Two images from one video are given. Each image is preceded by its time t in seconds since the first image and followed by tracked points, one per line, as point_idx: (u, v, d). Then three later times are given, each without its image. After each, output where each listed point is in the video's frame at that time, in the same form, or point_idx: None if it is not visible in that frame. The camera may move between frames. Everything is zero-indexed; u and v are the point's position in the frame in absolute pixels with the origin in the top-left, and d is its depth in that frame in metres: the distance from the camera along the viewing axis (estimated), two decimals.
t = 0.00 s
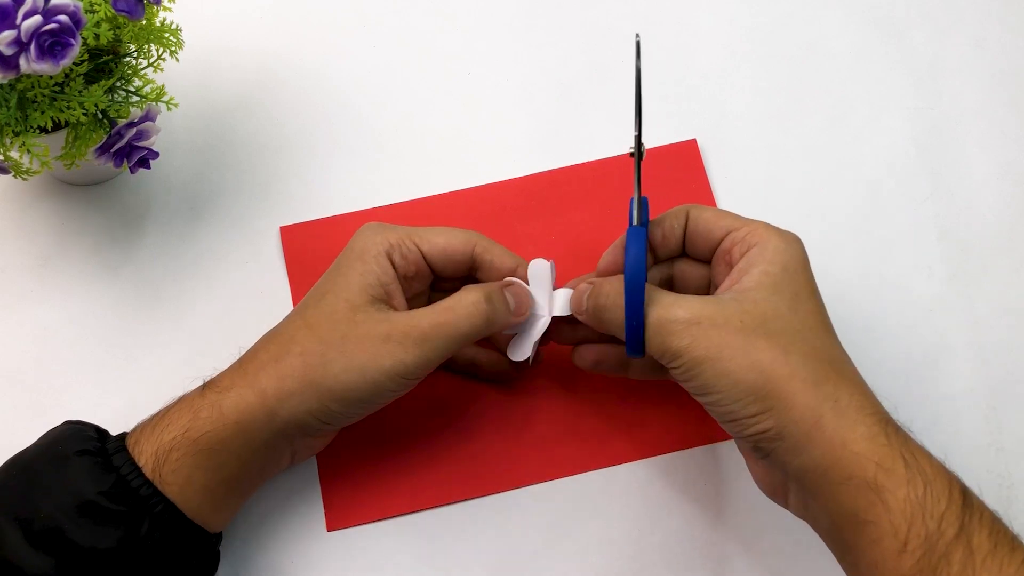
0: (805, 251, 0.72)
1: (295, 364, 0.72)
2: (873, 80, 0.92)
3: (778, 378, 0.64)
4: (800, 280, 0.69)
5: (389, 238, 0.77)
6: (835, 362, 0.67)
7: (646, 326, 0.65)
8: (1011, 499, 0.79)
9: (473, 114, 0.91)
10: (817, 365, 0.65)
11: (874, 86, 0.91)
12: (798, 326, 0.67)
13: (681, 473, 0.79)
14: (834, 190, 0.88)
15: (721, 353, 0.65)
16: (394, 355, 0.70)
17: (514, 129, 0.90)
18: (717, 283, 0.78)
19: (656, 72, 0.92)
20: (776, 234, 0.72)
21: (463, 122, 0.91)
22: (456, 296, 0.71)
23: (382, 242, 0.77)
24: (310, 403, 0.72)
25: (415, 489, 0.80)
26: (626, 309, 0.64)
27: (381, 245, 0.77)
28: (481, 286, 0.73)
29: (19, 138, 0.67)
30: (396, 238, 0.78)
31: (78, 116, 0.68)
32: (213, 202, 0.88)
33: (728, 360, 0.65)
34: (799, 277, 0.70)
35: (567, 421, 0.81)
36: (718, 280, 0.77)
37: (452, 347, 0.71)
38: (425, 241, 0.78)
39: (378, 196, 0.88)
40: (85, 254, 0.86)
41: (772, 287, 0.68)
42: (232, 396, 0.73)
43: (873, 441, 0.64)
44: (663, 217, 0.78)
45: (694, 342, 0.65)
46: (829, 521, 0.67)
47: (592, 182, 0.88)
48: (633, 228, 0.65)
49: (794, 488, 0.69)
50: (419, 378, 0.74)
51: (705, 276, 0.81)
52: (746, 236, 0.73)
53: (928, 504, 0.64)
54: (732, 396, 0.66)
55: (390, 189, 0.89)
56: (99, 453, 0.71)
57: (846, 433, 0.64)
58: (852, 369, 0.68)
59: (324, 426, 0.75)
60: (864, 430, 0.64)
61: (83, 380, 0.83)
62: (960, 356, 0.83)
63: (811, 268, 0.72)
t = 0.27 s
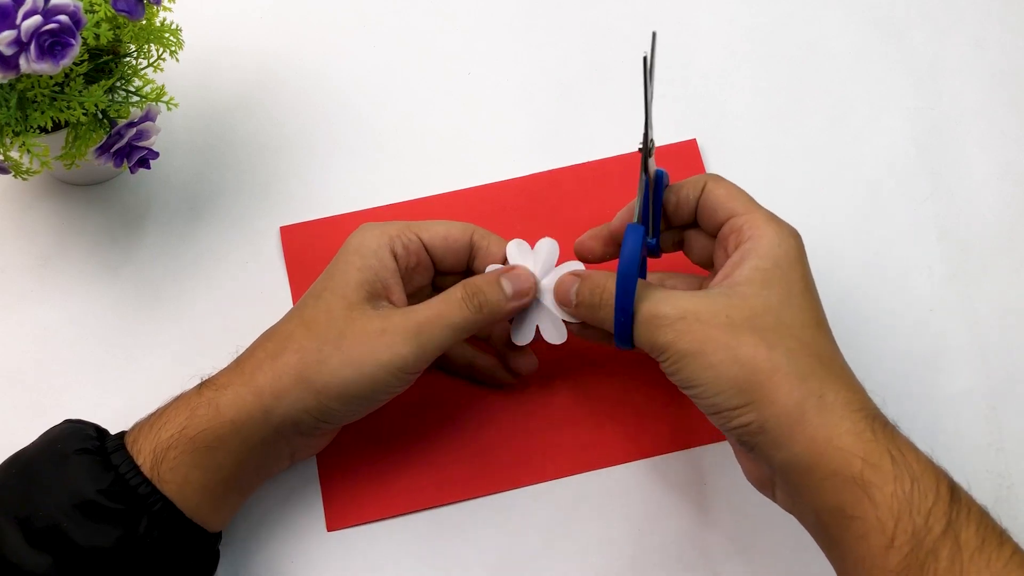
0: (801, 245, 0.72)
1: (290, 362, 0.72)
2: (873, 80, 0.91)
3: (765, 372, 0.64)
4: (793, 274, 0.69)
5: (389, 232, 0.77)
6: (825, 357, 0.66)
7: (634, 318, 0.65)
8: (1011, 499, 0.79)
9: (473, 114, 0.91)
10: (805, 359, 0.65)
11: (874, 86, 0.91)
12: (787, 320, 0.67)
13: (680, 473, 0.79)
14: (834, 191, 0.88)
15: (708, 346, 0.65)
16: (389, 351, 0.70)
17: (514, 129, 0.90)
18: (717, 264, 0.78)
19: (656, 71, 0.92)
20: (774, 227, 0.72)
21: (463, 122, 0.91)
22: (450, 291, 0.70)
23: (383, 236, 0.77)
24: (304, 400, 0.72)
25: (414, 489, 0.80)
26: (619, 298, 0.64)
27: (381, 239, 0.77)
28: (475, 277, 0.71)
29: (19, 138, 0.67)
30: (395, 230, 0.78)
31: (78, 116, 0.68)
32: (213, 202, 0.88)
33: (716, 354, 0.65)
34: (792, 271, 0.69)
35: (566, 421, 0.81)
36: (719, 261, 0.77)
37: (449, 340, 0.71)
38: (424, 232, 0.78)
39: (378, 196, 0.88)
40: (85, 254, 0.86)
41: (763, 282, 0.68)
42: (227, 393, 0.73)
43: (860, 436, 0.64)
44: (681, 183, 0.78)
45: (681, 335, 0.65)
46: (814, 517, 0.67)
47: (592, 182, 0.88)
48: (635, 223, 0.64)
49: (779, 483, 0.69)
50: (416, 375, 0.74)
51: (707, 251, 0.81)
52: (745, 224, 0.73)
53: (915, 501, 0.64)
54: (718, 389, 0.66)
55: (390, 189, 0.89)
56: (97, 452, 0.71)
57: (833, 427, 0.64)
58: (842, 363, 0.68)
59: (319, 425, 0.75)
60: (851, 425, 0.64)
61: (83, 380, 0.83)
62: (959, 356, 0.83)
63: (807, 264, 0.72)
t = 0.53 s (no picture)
0: (771, 213, 0.72)
1: (298, 370, 0.72)
2: (873, 80, 0.92)
3: (745, 345, 0.64)
4: (763, 240, 0.69)
5: (400, 244, 0.77)
6: (802, 322, 0.66)
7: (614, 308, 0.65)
8: (1011, 498, 0.79)
9: (473, 114, 0.91)
10: (782, 328, 0.65)
11: (874, 86, 0.91)
12: (764, 290, 0.67)
13: (680, 473, 0.79)
14: (834, 191, 0.88)
15: (687, 327, 0.65)
16: (399, 372, 0.71)
17: (514, 129, 0.90)
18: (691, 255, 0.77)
19: (656, 71, 0.92)
20: (741, 198, 0.72)
21: (463, 122, 0.91)
22: (468, 322, 0.71)
23: (394, 249, 0.76)
24: (310, 410, 0.72)
25: (415, 489, 0.80)
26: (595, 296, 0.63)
27: (392, 252, 0.76)
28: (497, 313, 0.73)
29: (19, 138, 0.67)
30: (407, 243, 0.77)
31: (78, 117, 0.68)
32: (213, 202, 0.88)
33: (695, 333, 0.65)
34: (762, 239, 0.69)
35: (567, 422, 0.81)
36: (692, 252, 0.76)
37: (462, 370, 0.72)
38: (435, 244, 0.78)
39: (378, 196, 0.88)
40: (85, 254, 0.86)
41: (736, 253, 0.68)
42: (233, 398, 0.73)
43: (845, 404, 0.64)
44: (635, 190, 0.78)
45: (659, 320, 0.65)
46: (808, 486, 0.67)
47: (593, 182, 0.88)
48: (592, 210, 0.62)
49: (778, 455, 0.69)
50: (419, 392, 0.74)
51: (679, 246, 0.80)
52: (710, 204, 0.73)
53: (905, 468, 0.64)
54: (703, 368, 0.66)
55: (391, 189, 0.89)
56: (99, 453, 0.71)
57: (816, 394, 0.64)
58: (824, 328, 0.67)
59: (324, 433, 0.75)
60: (836, 390, 0.64)
61: (83, 380, 0.83)
62: (959, 356, 0.83)
63: (785, 238, 0.71)
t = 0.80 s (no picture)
0: (775, 234, 0.73)
1: (287, 357, 0.72)
2: (872, 80, 0.92)
3: (757, 362, 0.64)
4: (772, 260, 0.70)
5: (378, 224, 0.77)
6: (814, 340, 0.66)
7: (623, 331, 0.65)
8: (1011, 499, 0.79)
9: (473, 113, 0.91)
10: (797, 347, 0.65)
11: (874, 86, 0.91)
12: (776, 311, 0.67)
13: (681, 473, 0.79)
14: (834, 191, 0.88)
15: (697, 347, 0.65)
16: (385, 335, 0.70)
17: (514, 129, 0.90)
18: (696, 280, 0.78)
19: (656, 71, 0.92)
20: (744, 224, 0.73)
21: (463, 122, 0.91)
22: (440, 274, 0.71)
23: (373, 230, 0.77)
24: (302, 395, 0.72)
25: (415, 490, 0.80)
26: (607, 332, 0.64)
27: (372, 233, 0.77)
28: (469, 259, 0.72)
29: (19, 138, 0.67)
30: (386, 222, 0.78)
31: (78, 116, 0.68)
32: (213, 202, 0.88)
33: (706, 352, 0.65)
34: (771, 259, 0.70)
35: (567, 421, 0.81)
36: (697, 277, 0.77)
37: (445, 320, 0.70)
38: (414, 221, 0.78)
39: (378, 196, 0.88)
40: (85, 254, 0.86)
41: (745, 273, 0.69)
42: (227, 391, 0.73)
43: (863, 421, 0.64)
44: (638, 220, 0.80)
45: (669, 340, 0.66)
46: (827, 506, 0.67)
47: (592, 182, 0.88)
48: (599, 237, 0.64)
49: (793, 473, 0.69)
50: (414, 361, 0.73)
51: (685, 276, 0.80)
52: (714, 229, 0.74)
53: (925, 488, 0.63)
54: (717, 386, 0.66)
55: (390, 189, 0.89)
56: (97, 452, 0.71)
57: (832, 410, 0.64)
58: (836, 345, 0.67)
59: (319, 418, 0.74)
60: (854, 408, 0.64)
61: (83, 380, 0.83)
62: (959, 355, 0.83)
63: (784, 250, 0.72)
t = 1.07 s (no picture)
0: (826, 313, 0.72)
1: (275, 346, 0.72)
2: (872, 80, 0.92)
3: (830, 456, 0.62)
4: (826, 340, 0.69)
5: (367, 218, 0.78)
6: (875, 430, 0.65)
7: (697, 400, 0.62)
8: (1011, 499, 0.79)
9: (473, 113, 0.91)
10: (859, 437, 0.64)
11: (874, 86, 0.91)
12: (837, 395, 0.65)
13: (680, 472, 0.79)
14: (834, 190, 0.88)
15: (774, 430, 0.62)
16: (370, 325, 0.69)
17: (514, 129, 0.90)
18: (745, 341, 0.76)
19: (655, 71, 0.92)
20: (794, 300, 0.71)
21: (463, 122, 0.91)
22: (432, 267, 0.69)
23: (362, 223, 0.77)
24: (290, 382, 0.72)
25: (414, 489, 0.80)
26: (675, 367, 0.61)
27: (360, 226, 0.77)
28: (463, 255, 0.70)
29: (19, 138, 0.67)
30: (373, 216, 0.78)
31: (78, 116, 0.68)
32: (213, 202, 0.88)
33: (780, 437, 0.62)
34: (826, 340, 0.69)
35: (566, 420, 0.81)
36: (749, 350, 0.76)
37: (433, 313, 0.69)
38: (403, 215, 0.78)
39: (378, 196, 0.88)
40: (85, 253, 0.86)
41: (807, 355, 0.67)
42: (216, 382, 0.74)
43: (922, 516, 0.63)
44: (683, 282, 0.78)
45: (744, 424, 0.62)
46: None
47: (592, 181, 0.88)
48: (676, 278, 0.63)
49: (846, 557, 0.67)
50: (401, 350, 0.72)
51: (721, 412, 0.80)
52: (760, 303, 0.72)
53: None
54: (784, 476, 0.64)
55: (390, 189, 0.89)
56: (93, 446, 0.70)
57: (899, 510, 0.63)
58: (897, 439, 0.66)
59: (307, 409, 0.74)
60: (914, 505, 0.63)
61: (83, 380, 0.83)
62: (959, 355, 0.83)
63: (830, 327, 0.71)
